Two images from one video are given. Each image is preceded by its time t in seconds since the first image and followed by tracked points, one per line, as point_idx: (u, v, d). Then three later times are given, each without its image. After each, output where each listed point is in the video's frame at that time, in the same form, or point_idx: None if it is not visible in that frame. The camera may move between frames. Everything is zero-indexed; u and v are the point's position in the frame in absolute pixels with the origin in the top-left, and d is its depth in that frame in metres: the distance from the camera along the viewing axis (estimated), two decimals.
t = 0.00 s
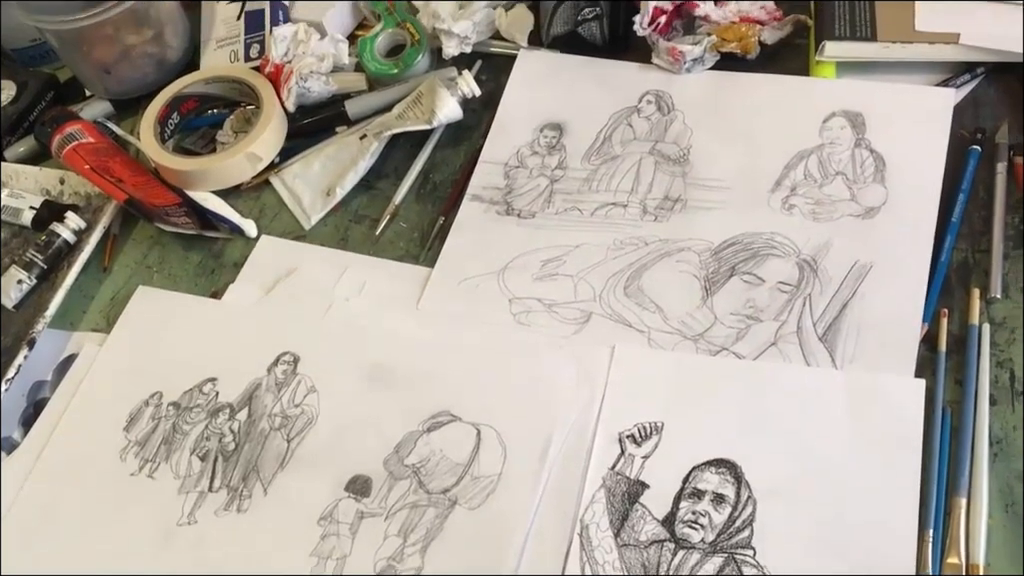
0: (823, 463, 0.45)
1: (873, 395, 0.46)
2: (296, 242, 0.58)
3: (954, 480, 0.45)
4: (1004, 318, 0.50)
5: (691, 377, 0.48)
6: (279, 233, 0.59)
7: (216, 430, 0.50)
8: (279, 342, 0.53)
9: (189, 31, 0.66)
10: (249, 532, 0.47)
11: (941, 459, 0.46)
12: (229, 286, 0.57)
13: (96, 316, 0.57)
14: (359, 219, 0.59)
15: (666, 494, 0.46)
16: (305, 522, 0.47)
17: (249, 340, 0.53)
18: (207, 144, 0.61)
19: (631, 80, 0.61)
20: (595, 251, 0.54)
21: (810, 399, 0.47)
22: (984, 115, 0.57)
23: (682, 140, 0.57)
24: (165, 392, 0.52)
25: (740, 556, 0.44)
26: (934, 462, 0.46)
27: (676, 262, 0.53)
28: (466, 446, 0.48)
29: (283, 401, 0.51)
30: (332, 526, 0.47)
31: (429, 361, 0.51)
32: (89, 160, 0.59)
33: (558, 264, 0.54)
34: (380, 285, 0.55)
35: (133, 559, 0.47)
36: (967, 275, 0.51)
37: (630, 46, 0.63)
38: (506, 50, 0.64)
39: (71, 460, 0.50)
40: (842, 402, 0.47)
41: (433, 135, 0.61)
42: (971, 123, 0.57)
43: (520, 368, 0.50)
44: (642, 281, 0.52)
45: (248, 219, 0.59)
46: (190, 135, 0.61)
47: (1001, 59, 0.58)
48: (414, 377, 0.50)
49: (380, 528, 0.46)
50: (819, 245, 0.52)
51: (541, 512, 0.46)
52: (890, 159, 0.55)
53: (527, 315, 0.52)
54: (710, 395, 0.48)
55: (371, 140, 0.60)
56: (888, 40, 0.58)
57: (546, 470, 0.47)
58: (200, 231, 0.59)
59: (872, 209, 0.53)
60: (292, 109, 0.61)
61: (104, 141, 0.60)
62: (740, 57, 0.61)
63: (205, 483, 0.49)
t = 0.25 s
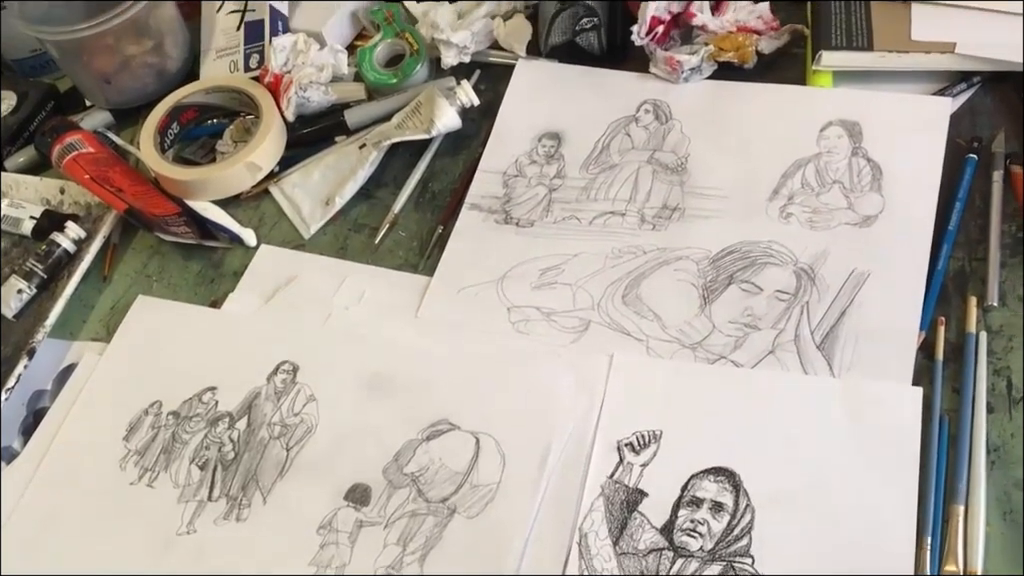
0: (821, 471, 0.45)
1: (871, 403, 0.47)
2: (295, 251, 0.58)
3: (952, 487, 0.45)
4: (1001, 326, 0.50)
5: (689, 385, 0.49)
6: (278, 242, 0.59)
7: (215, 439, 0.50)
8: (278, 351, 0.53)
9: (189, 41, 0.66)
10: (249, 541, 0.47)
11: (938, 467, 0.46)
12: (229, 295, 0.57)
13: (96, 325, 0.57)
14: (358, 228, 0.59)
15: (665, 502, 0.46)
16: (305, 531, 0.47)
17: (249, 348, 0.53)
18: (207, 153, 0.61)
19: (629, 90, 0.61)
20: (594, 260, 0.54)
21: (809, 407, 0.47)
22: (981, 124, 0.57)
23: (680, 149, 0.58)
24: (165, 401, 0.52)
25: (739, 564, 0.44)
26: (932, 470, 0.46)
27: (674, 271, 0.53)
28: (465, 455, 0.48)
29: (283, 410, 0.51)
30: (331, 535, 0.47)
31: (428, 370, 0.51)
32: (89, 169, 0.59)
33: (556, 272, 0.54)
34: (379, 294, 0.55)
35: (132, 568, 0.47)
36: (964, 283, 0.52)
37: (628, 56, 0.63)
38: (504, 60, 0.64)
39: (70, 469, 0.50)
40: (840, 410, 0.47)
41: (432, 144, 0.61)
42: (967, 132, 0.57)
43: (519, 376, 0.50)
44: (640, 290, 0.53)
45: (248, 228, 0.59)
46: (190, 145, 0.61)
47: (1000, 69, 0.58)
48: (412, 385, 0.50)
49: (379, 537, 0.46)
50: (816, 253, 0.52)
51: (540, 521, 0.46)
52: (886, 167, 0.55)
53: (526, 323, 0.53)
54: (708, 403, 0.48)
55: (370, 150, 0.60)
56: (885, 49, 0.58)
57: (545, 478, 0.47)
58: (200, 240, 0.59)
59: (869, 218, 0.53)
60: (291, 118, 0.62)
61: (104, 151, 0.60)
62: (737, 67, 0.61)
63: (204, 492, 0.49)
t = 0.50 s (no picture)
0: (820, 477, 0.45)
1: (869, 409, 0.47)
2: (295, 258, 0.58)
3: (951, 494, 0.46)
4: (1000, 332, 0.50)
5: (688, 392, 0.49)
6: (277, 249, 0.59)
7: (214, 447, 0.50)
8: (278, 358, 0.53)
9: (188, 49, 0.66)
10: (248, 549, 0.47)
11: (937, 473, 0.46)
12: (228, 302, 0.57)
13: (95, 332, 0.57)
14: (357, 235, 0.59)
15: (664, 509, 0.46)
16: (304, 538, 0.47)
17: (248, 355, 0.53)
18: (207, 160, 0.61)
19: (628, 96, 0.61)
20: (593, 267, 0.54)
21: (808, 413, 0.47)
22: (978, 131, 0.57)
23: (678, 156, 0.58)
24: (164, 408, 0.52)
25: (738, 572, 0.44)
26: (931, 476, 0.46)
27: (673, 277, 0.53)
28: (464, 462, 0.48)
29: (282, 417, 0.51)
30: (330, 542, 0.47)
31: (427, 377, 0.51)
32: (89, 177, 0.59)
33: (555, 279, 0.54)
34: (378, 301, 0.55)
35: None
36: (962, 289, 0.52)
37: (627, 63, 0.63)
38: (504, 67, 0.64)
39: (69, 477, 0.50)
40: (838, 416, 0.47)
41: (431, 151, 0.61)
42: (965, 138, 0.57)
43: (518, 383, 0.50)
44: (639, 296, 0.53)
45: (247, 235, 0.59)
46: (189, 152, 0.62)
47: (998, 76, 0.58)
48: (412, 392, 0.50)
49: (378, 544, 0.46)
50: (815, 260, 0.52)
51: (539, 528, 0.46)
52: (884, 173, 0.55)
53: (525, 330, 0.53)
54: (707, 410, 0.48)
55: (369, 156, 0.60)
56: (883, 56, 0.57)
57: (544, 486, 0.47)
58: (200, 246, 0.59)
59: (867, 224, 0.53)
60: (291, 125, 0.62)
61: (104, 158, 0.60)
62: (735, 73, 0.61)
63: (203, 499, 0.49)
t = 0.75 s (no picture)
0: (819, 481, 0.45)
1: (868, 413, 0.47)
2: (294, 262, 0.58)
3: (950, 497, 0.46)
4: (999, 335, 0.50)
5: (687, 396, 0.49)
6: (277, 253, 0.59)
7: (213, 451, 0.50)
8: (277, 362, 0.53)
9: (188, 53, 0.66)
10: (247, 553, 0.47)
11: (937, 476, 0.46)
12: (227, 306, 0.57)
13: (95, 336, 0.57)
14: (356, 239, 0.59)
15: (663, 513, 0.46)
16: (303, 542, 0.47)
17: (247, 359, 0.53)
18: (207, 164, 0.61)
19: (627, 100, 0.61)
20: (592, 270, 0.54)
21: (807, 417, 0.47)
22: (977, 134, 0.57)
23: (677, 160, 0.58)
24: (163, 412, 0.52)
25: None
26: (931, 480, 0.46)
27: (672, 280, 0.53)
28: (463, 465, 0.48)
29: (282, 421, 0.51)
30: (329, 547, 0.47)
31: (426, 381, 0.51)
32: (89, 181, 0.59)
33: (554, 283, 0.54)
34: (378, 305, 0.55)
35: None
36: (961, 293, 0.52)
37: (626, 67, 0.64)
38: (504, 70, 0.65)
39: (68, 481, 0.50)
40: (837, 420, 0.47)
41: (431, 155, 0.61)
42: (964, 142, 0.57)
43: (517, 386, 0.50)
44: (639, 300, 0.53)
45: (246, 239, 0.59)
46: (189, 156, 0.62)
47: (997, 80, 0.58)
48: (411, 396, 0.50)
49: (377, 548, 0.46)
50: (814, 263, 0.52)
51: (538, 532, 0.46)
52: (883, 177, 0.55)
53: (524, 334, 0.53)
54: (706, 413, 0.48)
55: (369, 160, 0.60)
56: (882, 60, 0.57)
57: (543, 490, 0.47)
58: (199, 250, 0.59)
59: (866, 227, 0.53)
60: (290, 129, 0.62)
61: (103, 162, 0.60)
62: (734, 77, 0.61)
63: (203, 503, 0.49)
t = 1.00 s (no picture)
0: (819, 483, 0.45)
1: (868, 414, 0.47)
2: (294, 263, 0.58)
3: (950, 499, 0.46)
4: (999, 337, 0.50)
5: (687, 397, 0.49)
6: (277, 254, 0.59)
7: (213, 452, 0.50)
8: (277, 363, 0.53)
9: (188, 55, 0.66)
10: (247, 554, 0.47)
11: (937, 478, 0.46)
12: (228, 307, 0.57)
13: (95, 337, 0.57)
14: (357, 240, 0.59)
15: (663, 514, 0.46)
16: (303, 543, 0.47)
17: (247, 361, 0.53)
18: (207, 166, 0.61)
19: (627, 101, 0.61)
20: (593, 272, 0.54)
21: (807, 418, 0.47)
22: (976, 136, 0.57)
23: (677, 161, 0.58)
24: (164, 413, 0.52)
25: None
26: (931, 481, 0.46)
27: (673, 282, 0.53)
28: (464, 467, 0.48)
29: (282, 422, 0.51)
30: (330, 548, 0.47)
31: (426, 382, 0.51)
32: (89, 182, 0.59)
33: (554, 284, 0.54)
34: (378, 306, 0.55)
35: None
36: (961, 294, 0.52)
37: (626, 68, 0.64)
38: (504, 72, 0.65)
39: (68, 482, 0.50)
40: (837, 421, 0.47)
41: (431, 156, 0.61)
42: (964, 143, 0.57)
43: (517, 388, 0.50)
44: (639, 301, 0.53)
45: (247, 241, 0.59)
46: (189, 157, 0.62)
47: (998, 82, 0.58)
48: (411, 398, 0.50)
49: (377, 549, 0.46)
50: (813, 265, 0.52)
51: (538, 533, 0.46)
52: (883, 179, 0.55)
53: (524, 335, 0.53)
54: (706, 415, 0.48)
55: (369, 162, 0.60)
56: (881, 61, 0.57)
57: (543, 491, 0.47)
58: (199, 252, 0.59)
59: (866, 229, 0.53)
60: (290, 130, 0.62)
61: (104, 164, 0.61)
62: (734, 79, 0.61)
63: (203, 505, 0.49)
